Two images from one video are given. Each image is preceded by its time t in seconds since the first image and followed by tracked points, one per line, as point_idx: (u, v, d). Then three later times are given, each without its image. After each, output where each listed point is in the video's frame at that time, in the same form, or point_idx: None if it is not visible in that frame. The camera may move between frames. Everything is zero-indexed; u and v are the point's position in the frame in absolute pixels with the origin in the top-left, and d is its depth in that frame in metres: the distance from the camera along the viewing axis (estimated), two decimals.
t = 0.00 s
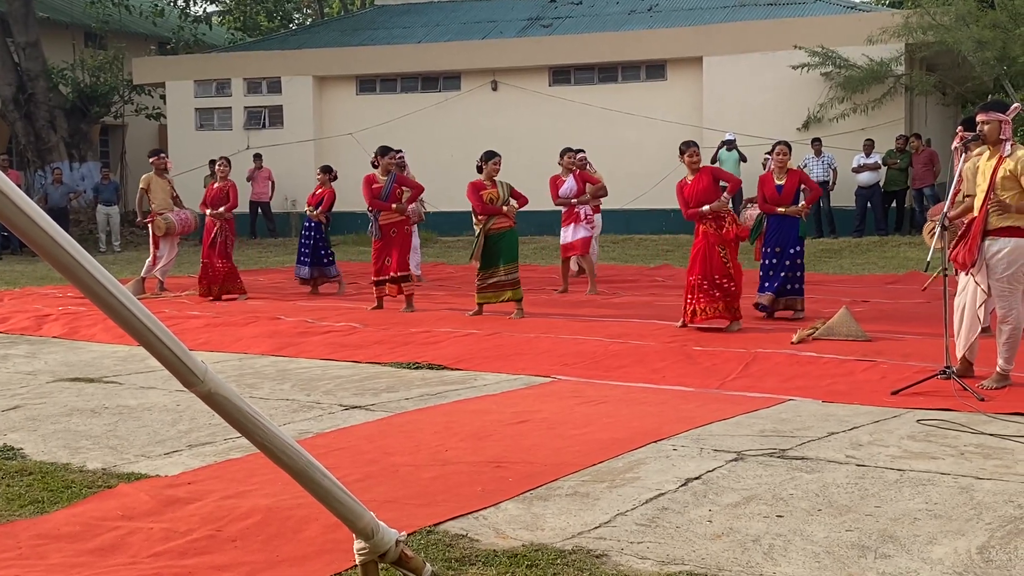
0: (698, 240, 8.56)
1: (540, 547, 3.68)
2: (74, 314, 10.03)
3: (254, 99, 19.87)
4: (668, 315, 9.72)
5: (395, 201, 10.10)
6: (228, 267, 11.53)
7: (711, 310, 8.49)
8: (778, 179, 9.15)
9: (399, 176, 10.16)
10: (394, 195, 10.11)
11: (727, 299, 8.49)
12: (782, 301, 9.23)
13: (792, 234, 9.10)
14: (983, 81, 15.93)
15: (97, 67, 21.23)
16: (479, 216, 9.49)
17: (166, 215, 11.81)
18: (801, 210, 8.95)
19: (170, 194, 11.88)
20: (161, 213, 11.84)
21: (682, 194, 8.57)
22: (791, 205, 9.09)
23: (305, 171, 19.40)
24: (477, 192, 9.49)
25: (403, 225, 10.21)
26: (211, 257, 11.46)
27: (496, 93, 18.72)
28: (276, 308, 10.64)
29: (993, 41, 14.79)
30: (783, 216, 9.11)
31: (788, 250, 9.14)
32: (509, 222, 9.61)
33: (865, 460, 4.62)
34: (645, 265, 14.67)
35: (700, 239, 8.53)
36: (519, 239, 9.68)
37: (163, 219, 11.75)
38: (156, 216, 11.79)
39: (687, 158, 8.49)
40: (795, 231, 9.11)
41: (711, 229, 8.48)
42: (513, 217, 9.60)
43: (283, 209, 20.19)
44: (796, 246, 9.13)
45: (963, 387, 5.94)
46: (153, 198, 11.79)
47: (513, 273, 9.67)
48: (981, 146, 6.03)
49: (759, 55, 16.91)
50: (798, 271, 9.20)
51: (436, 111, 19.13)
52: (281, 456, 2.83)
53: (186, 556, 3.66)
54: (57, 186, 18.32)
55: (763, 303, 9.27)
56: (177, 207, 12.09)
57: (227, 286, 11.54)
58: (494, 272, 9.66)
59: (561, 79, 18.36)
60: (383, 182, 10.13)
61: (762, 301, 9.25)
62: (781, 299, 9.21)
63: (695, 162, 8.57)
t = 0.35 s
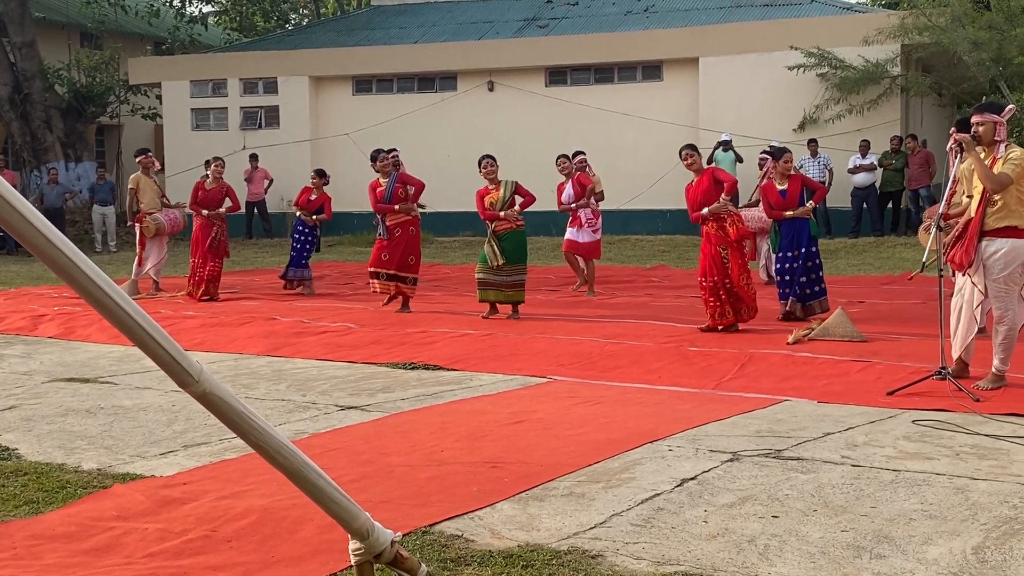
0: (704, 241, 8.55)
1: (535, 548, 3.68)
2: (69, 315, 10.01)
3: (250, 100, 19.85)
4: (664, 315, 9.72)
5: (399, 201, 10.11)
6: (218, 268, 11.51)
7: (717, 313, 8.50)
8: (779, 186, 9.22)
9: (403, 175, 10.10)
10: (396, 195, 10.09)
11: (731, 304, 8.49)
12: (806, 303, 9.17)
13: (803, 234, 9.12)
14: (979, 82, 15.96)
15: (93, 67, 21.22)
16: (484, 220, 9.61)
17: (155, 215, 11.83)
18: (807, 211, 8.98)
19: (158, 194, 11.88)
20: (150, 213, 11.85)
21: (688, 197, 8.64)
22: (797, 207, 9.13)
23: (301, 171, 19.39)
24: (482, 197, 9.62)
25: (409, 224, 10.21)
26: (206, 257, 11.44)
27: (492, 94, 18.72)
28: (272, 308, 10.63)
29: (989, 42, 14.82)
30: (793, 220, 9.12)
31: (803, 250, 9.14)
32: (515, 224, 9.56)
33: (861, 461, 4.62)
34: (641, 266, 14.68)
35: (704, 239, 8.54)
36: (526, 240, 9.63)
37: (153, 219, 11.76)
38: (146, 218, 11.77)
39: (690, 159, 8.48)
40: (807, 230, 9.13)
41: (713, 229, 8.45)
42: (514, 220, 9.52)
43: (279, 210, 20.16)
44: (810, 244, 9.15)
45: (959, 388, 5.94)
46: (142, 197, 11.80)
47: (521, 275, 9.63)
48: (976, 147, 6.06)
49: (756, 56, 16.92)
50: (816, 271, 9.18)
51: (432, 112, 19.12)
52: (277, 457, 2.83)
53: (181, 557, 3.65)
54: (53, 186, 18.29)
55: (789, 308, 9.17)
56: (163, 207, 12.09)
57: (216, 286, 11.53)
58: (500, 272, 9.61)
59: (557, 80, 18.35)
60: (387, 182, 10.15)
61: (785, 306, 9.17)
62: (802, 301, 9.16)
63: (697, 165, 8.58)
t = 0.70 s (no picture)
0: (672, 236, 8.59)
1: (530, 550, 3.68)
2: (65, 316, 10.00)
3: (247, 101, 19.84)
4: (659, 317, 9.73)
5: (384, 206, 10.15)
6: (230, 265, 11.55)
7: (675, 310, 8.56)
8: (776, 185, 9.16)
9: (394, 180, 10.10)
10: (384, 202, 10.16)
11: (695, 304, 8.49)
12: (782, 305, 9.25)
13: (784, 238, 9.12)
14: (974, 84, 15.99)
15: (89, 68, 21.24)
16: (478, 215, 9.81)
17: (140, 218, 11.75)
18: (791, 217, 9.02)
19: (144, 195, 11.94)
20: (136, 215, 11.86)
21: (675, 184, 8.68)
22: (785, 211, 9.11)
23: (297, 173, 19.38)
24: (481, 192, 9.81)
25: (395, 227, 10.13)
26: (216, 256, 11.44)
27: (489, 95, 18.74)
28: (268, 310, 10.62)
29: (984, 44, 14.84)
30: (777, 222, 9.14)
31: (782, 254, 9.17)
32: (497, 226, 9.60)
33: (856, 463, 4.63)
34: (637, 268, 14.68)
35: (675, 235, 8.58)
36: (509, 242, 9.62)
37: (138, 222, 11.66)
38: (131, 218, 11.73)
39: (685, 152, 8.56)
40: (789, 235, 9.11)
41: (687, 228, 8.52)
42: (490, 222, 9.58)
43: (275, 211, 20.14)
44: (790, 249, 9.15)
45: (954, 390, 5.96)
46: (128, 199, 11.84)
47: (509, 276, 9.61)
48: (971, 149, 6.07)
49: (752, 58, 16.94)
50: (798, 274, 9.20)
51: (428, 113, 19.12)
52: (272, 458, 2.82)
53: (176, 559, 3.65)
54: (49, 187, 18.25)
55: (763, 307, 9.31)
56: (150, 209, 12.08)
57: (229, 284, 11.57)
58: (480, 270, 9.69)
59: (553, 82, 18.37)
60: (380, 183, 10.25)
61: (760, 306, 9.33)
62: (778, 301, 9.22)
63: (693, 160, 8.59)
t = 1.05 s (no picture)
0: (642, 245, 8.74)
1: (526, 552, 3.68)
2: (61, 318, 9.99)
3: (244, 103, 19.82)
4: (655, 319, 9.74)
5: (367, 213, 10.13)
6: (236, 271, 11.53)
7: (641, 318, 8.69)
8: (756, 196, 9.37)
9: (382, 192, 10.15)
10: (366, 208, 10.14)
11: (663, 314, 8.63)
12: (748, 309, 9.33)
13: (747, 247, 9.21)
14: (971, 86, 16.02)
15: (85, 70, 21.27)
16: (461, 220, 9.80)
17: (130, 220, 11.74)
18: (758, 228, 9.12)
19: (135, 196, 11.96)
20: (127, 216, 11.87)
21: (653, 196, 8.80)
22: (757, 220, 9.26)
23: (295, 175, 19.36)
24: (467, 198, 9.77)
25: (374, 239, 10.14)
26: (221, 262, 11.43)
27: (486, 98, 18.75)
28: (265, 312, 10.61)
29: (981, 47, 14.87)
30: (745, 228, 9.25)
31: (739, 261, 9.24)
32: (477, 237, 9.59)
33: (852, 465, 4.63)
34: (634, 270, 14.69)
35: (646, 244, 8.70)
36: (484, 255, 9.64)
37: (127, 224, 11.65)
38: (121, 221, 11.74)
39: (674, 167, 8.70)
40: (753, 243, 9.19)
41: (657, 240, 8.68)
42: (469, 235, 9.58)
43: (272, 213, 20.14)
44: (752, 257, 9.19)
45: (950, 392, 5.96)
46: (119, 200, 11.85)
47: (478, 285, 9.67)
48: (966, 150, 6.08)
49: (749, 60, 16.95)
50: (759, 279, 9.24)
51: (425, 116, 19.13)
52: (267, 460, 2.83)
53: (171, 561, 3.64)
54: (45, 189, 18.22)
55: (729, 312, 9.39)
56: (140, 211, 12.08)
57: (237, 290, 11.55)
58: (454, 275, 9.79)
59: (550, 84, 18.38)
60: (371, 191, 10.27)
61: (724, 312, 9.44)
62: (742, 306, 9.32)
63: (680, 176, 8.79)
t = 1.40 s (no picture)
0: (652, 247, 8.72)
1: (524, 555, 3.68)
2: (59, 321, 9.98)
3: (241, 106, 19.81)
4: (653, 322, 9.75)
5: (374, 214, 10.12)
6: (223, 273, 11.47)
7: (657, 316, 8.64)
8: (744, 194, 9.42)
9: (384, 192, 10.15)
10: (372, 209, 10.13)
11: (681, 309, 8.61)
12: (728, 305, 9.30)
13: (749, 247, 9.22)
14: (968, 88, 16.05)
15: (83, 73, 21.27)
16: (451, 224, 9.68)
17: (127, 223, 11.74)
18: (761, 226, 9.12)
19: (131, 198, 11.92)
20: (123, 219, 11.85)
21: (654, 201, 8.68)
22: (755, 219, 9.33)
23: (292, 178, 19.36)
24: (457, 201, 9.71)
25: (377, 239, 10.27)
26: (210, 263, 11.43)
27: (483, 100, 18.76)
28: (262, 315, 10.61)
29: (978, 49, 14.90)
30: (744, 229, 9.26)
31: (740, 259, 9.24)
32: (477, 238, 9.60)
33: (850, 468, 4.63)
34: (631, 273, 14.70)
35: (657, 247, 8.69)
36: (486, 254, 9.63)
37: (123, 228, 11.65)
38: (117, 224, 11.73)
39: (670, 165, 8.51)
40: (755, 243, 9.22)
41: (669, 240, 8.67)
42: (480, 234, 9.57)
43: (269, 216, 20.14)
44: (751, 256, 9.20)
45: (947, 395, 5.97)
46: (115, 204, 11.82)
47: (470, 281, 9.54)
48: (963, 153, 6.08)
49: (746, 63, 16.97)
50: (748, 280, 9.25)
51: (423, 118, 19.13)
52: (266, 464, 2.83)
53: (170, 565, 3.64)
54: (42, 192, 18.20)
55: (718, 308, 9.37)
56: (134, 214, 12.03)
57: (225, 294, 11.52)
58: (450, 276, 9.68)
59: (548, 87, 18.39)
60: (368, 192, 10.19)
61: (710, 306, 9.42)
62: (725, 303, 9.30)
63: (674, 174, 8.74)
